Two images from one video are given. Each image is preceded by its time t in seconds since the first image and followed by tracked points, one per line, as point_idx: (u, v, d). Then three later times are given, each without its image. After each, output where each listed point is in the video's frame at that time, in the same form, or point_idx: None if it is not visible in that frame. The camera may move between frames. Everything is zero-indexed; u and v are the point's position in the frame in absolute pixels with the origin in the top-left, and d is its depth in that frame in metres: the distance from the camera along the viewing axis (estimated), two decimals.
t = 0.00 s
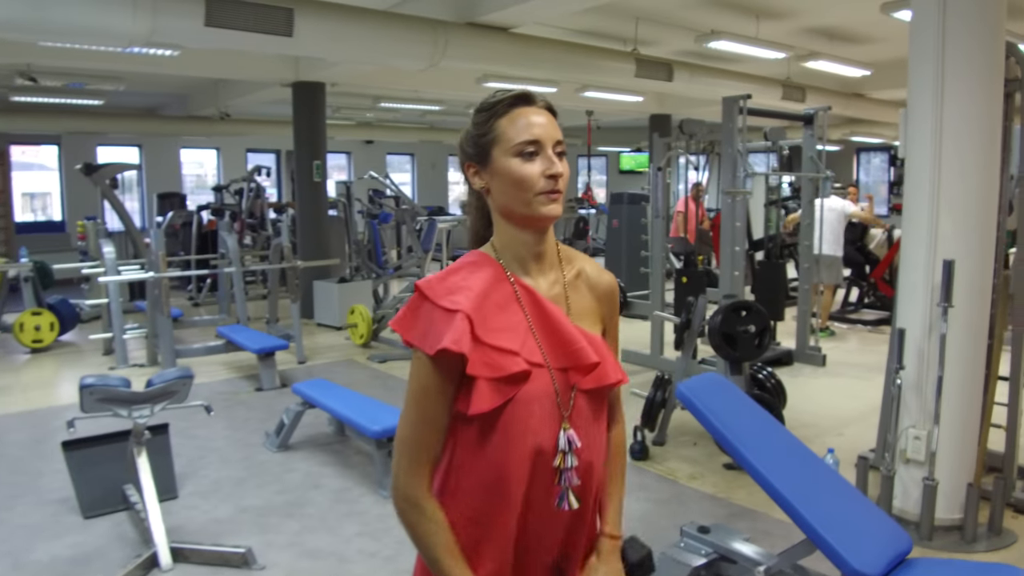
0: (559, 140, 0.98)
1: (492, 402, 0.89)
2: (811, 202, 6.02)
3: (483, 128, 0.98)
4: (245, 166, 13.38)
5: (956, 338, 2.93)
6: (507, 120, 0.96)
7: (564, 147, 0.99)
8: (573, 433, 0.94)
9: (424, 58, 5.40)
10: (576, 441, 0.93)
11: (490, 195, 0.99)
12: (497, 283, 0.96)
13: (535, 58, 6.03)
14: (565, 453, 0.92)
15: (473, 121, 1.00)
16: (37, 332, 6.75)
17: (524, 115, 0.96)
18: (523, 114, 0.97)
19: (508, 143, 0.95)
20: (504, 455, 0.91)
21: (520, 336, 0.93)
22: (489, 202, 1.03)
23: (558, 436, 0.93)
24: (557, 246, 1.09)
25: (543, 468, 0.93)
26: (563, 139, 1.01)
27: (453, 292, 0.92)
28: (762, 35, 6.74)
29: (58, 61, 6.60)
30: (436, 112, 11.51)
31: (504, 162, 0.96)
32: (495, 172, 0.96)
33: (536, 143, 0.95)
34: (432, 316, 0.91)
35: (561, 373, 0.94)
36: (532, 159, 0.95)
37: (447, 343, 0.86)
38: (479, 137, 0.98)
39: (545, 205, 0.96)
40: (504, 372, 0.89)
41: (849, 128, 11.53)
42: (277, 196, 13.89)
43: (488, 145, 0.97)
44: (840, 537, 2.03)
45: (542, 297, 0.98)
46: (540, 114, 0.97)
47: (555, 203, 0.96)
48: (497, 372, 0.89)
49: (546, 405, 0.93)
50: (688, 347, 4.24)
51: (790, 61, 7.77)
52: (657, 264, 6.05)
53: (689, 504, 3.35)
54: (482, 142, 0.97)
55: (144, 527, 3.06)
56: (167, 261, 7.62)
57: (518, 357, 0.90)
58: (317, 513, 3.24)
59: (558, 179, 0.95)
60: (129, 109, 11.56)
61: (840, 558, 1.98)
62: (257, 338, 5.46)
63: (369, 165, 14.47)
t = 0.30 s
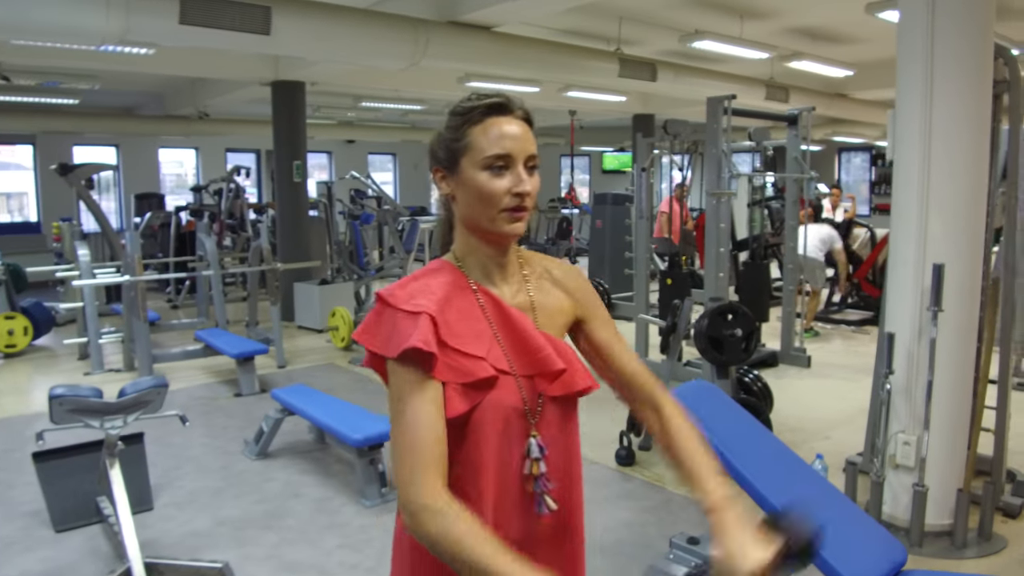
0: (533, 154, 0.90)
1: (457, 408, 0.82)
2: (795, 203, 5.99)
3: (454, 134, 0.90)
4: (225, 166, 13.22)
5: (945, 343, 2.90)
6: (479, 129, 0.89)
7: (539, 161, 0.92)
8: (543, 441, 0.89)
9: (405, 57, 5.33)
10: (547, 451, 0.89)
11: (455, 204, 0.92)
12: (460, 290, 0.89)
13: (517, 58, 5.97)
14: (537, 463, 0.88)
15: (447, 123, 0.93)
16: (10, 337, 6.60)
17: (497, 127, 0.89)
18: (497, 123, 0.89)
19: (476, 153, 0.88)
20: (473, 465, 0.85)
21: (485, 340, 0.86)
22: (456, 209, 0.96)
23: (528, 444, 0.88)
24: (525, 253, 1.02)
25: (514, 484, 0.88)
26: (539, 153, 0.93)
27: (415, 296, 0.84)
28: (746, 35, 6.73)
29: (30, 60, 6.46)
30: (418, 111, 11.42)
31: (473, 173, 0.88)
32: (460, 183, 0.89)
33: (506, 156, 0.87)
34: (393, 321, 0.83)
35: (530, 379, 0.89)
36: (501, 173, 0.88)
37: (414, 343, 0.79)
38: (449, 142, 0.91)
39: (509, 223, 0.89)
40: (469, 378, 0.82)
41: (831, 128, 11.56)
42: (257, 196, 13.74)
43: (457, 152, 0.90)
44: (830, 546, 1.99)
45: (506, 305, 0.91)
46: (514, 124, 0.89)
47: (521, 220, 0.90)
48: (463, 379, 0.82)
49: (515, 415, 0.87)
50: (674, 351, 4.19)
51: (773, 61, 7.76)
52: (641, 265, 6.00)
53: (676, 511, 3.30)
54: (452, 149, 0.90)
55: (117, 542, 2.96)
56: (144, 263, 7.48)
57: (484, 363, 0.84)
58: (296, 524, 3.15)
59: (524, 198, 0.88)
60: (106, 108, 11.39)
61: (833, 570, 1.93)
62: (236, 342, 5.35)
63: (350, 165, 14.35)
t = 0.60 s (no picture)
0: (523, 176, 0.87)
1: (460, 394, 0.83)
2: (785, 205, 5.96)
3: (443, 150, 0.86)
4: (210, 166, 13.09)
5: (942, 347, 2.88)
6: (466, 147, 0.85)
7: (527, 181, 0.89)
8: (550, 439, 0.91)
9: (393, 58, 5.27)
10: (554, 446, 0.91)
11: (438, 219, 0.90)
12: (445, 284, 0.89)
13: (505, 58, 5.92)
14: (547, 462, 0.90)
15: (436, 131, 0.88)
16: None
17: (486, 147, 0.85)
18: (487, 143, 0.85)
19: (462, 174, 0.85)
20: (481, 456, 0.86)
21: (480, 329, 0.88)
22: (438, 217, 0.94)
23: (536, 442, 0.90)
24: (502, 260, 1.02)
25: (524, 476, 0.90)
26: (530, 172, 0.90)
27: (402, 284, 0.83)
28: (736, 36, 6.71)
29: (10, 58, 6.34)
30: (404, 112, 11.35)
31: (458, 193, 0.85)
32: (444, 201, 0.87)
33: (494, 179, 0.84)
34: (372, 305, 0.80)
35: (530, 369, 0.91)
36: (487, 196, 0.85)
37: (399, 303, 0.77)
38: (438, 156, 0.87)
39: (491, 247, 0.87)
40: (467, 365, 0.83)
41: (818, 129, 11.59)
42: (242, 197, 13.61)
43: (446, 168, 0.86)
44: (829, 555, 1.98)
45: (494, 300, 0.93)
46: (503, 145, 0.86)
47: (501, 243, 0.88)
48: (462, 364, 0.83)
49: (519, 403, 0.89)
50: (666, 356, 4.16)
51: (762, 61, 7.75)
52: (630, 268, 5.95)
53: (671, 517, 3.27)
54: (440, 164, 0.87)
55: (101, 554, 2.89)
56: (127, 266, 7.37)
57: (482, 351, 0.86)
58: (285, 535, 3.09)
59: (508, 226, 0.86)
60: (88, 108, 11.24)
61: None
62: (222, 347, 5.27)
63: (336, 166, 14.25)
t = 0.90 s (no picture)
0: (540, 175, 0.83)
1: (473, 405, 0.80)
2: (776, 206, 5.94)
3: (456, 146, 0.84)
4: (195, 166, 12.98)
5: (939, 349, 2.86)
6: (481, 143, 0.83)
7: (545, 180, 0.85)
8: (568, 458, 0.87)
9: (382, 57, 5.22)
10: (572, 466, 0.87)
11: (451, 216, 0.87)
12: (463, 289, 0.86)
13: (495, 58, 5.88)
14: (565, 483, 0.86)
15: (450, 132, 0.86)
16: None
17: (501, 142, 0.82)
18: (500, 138, 0.82)
19: (475, 170, 0.82)
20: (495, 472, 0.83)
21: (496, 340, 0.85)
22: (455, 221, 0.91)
23: (553, 461, 0.86)
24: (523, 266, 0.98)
25: (539, 495, 0.86)
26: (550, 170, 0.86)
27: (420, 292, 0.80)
28: (726, 36, 6.70)
29: None
30: (392, 112, 11.28)
31: (470, 191, 0.82)
32: (456, 201, 0.84)
33: (505, 176, 0.81)
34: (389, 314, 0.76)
35: (549, 382, 0.87)
36: (499, 193, 0.82)
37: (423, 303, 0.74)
38: (450, 155, 0.85)
39: (502, 248, 0.83)
40: (484, 376, 0.80)
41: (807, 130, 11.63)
42: (229, 198, 13.51)
43: (457, 166, 0.84)
44: (836, 563, 1.95)
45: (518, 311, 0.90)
46: (517, 139, 0.82)
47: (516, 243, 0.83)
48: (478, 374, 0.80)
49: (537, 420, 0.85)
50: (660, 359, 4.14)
51: (751, 62, 7.75)
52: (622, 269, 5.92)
53: (666, 521, 3.24)
54: (451, 161, 0.84)
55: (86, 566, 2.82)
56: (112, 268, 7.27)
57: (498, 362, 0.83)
58: (275, 543, 3.04)
59: (520, 224, 0.82)
60: (72, 108, 11.11)
61: None
62: (209, 350, 5.20)
63: (324, 166, 14.16)
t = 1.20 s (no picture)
0: (516, 162, 0.80)
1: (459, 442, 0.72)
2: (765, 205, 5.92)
3: (431, 145, 0.81)
4: (179, 166, 12.86)
5: (930, 351, 2.85)
6: (454, 138, 0.80)
7: (522, 170, 0.81)
8: (555, 479, 0.79)
9: (369, 56, 5.16)
10: (558, 487, 0.78)
11: (433, 221, 0.83)
12: (454, 306, 0.79)
13: (483, 57, 5.83)
14: (550, 505, 0.77)
15: (425, 134, 0.84)
16: None
17: (474, 135, 0.79)
18: (476, 131, 0.79)
19: (448, 166, 0.79)
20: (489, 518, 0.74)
21: (487, 360, 0.76)
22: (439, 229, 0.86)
23: (540, 483, 0.77)
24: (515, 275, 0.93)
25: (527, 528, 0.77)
26: (528, 162, 0.83)
27: (405, 319, 0.73)
28: (714, 36, 6.69)
29: None
30: (378, 111, 11.21)
31: (446, 185, 0.79)
32: (435, 198, 0.80)
33: (480, 165, 0.78)
34: (379, 348, 0.72)
35: (540, 404, 0.79)
36: (474, 184, 0.78)
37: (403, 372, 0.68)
38: (427, 155, 0.82)
39: (482, 241, 0.79)
40: (472, 409, 0.72)
41: (793, 130, 11.66)
42: (213, 198, 13.38)
43: (433, 165, 0.81)
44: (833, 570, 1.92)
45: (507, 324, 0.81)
46: (495, 132, 0.80)
47: (499, 236, 0.79)
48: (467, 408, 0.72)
49: (529, 450, 0.76)
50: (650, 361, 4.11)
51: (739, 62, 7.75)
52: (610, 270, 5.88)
53: (658, 525, 3.21)
54: (427, 161, 0.81)
55: None
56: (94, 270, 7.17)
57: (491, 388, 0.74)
58: (262, 550, 2.98)
59: (500, 212, 0.77)
60: (53, 107, 10.97)
61: None
62: (193, 352, 5.12)
63: (310, 166, 14.06)
